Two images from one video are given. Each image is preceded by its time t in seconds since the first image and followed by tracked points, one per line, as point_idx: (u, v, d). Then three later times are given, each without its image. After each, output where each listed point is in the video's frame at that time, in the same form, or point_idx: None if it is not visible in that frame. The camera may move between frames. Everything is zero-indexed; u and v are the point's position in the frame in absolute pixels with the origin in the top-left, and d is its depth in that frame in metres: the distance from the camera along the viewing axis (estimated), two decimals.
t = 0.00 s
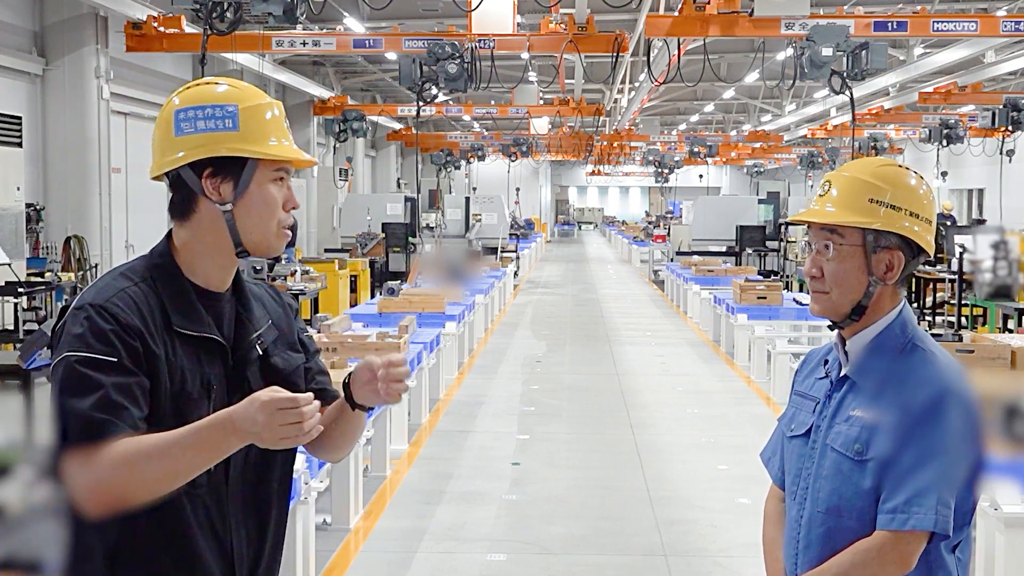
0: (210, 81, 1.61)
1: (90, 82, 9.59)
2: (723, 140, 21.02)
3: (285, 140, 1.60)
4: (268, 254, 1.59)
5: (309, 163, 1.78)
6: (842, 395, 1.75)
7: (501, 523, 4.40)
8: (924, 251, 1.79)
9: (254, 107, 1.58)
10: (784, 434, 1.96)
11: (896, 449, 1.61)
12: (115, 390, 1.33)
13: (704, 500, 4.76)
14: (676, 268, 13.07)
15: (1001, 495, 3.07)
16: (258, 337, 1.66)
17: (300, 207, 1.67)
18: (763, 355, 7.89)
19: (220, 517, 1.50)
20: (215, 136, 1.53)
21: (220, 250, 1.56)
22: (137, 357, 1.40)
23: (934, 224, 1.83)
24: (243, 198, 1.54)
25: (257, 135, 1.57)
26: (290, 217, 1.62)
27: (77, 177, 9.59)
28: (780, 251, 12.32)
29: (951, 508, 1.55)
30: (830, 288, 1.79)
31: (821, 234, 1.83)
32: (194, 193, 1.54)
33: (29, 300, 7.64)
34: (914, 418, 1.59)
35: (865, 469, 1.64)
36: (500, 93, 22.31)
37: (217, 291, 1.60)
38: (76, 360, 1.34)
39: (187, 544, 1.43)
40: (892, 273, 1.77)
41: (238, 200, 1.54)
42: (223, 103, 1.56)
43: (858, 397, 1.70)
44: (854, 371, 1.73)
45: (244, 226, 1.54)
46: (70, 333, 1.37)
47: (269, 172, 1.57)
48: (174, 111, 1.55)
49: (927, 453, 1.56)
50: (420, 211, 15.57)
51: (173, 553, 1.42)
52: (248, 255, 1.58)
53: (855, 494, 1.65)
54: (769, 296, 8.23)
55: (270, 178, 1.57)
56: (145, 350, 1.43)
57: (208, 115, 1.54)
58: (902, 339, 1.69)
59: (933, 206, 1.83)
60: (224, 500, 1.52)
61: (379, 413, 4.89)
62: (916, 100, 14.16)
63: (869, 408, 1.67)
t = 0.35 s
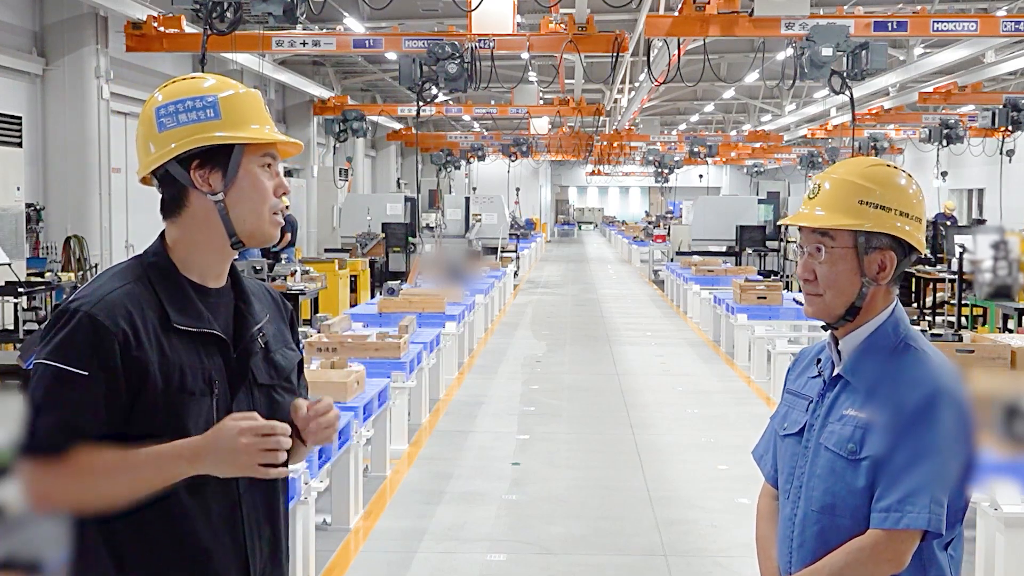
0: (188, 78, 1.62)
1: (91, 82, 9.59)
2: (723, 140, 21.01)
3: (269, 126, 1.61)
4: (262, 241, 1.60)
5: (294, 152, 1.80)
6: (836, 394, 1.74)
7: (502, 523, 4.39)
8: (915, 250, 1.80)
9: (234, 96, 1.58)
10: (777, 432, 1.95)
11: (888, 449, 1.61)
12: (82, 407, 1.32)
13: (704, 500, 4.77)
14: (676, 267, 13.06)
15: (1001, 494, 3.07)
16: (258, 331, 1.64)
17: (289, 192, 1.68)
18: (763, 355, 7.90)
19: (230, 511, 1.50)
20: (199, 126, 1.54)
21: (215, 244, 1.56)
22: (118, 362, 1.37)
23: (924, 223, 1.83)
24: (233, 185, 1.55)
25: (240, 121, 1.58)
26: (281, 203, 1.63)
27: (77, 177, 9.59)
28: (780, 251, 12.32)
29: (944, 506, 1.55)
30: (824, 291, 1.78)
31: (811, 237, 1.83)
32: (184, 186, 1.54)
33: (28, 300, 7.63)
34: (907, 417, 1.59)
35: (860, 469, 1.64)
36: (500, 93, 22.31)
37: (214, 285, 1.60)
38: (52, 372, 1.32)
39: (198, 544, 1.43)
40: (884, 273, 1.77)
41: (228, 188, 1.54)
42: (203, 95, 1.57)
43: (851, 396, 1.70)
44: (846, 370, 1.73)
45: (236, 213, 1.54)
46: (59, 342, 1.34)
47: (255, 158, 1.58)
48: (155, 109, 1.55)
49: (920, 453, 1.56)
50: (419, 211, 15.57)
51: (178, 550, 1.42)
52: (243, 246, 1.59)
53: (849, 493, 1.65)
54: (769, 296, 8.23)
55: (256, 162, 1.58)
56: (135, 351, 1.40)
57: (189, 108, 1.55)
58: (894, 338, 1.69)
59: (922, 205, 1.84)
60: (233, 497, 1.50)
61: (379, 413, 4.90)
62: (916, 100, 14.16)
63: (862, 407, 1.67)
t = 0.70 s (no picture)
0: (210, 80, 1.60)
1: (91, 82, 9.59)
2: (723, 140, 21.01)
3: (283, 139, 1.59)
4: (267, 254, 1.58)
5: (311, 161, 1.78)
6: (832, 394, 1.75)
7: (502, 523, 4.40)
8: (911, 250, 1.80)
9: (251, 106, 1.57)
10: (773, 432, 1.96)
11: (886, 448, 1.61)
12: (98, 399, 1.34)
13: (704, 500, 4.77)
14: (676, 267, 13.07)
15: (1001, 494, 3.07)
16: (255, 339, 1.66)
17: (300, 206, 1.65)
18: (763, 355, 7.90)
19: (219, 519, 1.50)
20: (211, 135, 1.52)
21: (218, 252, 1.56)
22: (124, 358, 1.40)
23: (920, 223, 1.83)
24: (241, 196, 1.53)
25: (254, 133, 1.56)
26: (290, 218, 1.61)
27: (77, 177, 9.59)
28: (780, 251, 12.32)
29: (942, 505, 1.55)
30: (820, 289, 1.79)
31: (809, 236, 1.83)
32: (192, 191, 1.54)
33: (28, 300, 7.63)
34: (905, 417, 1.59)
35: (858, 468, 1.64)
36: (500, 93, 22.31)
37: (217, 291, 1.60)
38: (59, 365, 1.34)
39: (190, 555, 1.43)
40: (880, 273, 1.77)
41: (236, 198, 1.53)
42: (221, 102, 1.56)
43: (848, 396, 1.70)
44: (844, 369, 1.73)
45: (241, 223, 1.53)
46: (62, 335, 1.37)
47: (266, 171, 1.56)
48: (172, 110, 1.55)
49: (919, 452, 1.56)
50: (419, 211, 15.57)
51: (164, 549, 1.41)
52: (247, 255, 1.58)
53: (847, 492, 1.65)
54: (769, 296, 8.23)
55: (267, 177, 1.56)
56: (137, 348, 1.42)
57: (206, 114, 1.54)
58: (891, 337, 1.69)
59: (918, 206, 1.83)
60: (223, 502, 1.52)
61: (379, 413, 4.90)
62: (916, 100, 14.16)
63: (859, 406, 1.67)
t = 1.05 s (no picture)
0: (186, 75, 1.65)
1: (91, 82, 9.59)
2: (723, 140, 21.01)
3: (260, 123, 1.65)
4: (253, 238, 1.62)
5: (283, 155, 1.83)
6: (833, 395, 1.75)
7: (502, 522, 4.40)
8: (913, 251, 1.79)
9: (227, 91, 1.62)
10: (772, 433, 1.95)
11: (888, 449, 1.61)
12: (103, 402, 1.33)
13: (705, 500, 4.77)
14: (677, 267, 13.06)
15: (1001, 495, 3.06)
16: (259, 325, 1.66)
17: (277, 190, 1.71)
18: (763, 355, 7.90)
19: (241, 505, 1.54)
20: (193, 115, 1.57)
21: (207, 235, 1.58)
22: (134, 356, 1.40)
23: (922, 224, 1.83)
24: (224, 176, 1.58)
25: (231, 113, 1.61)
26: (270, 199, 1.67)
27: (77, 176, 9.59)
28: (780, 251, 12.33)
29: (943, 506, 1.56)
30: (821, 289, 1.79)
31: (809, 235, 1.83)
32: (176, 174, 1.57)
33: (29, 300, 7.63)
34: (907, 417, 1.59)
35: (859, 469, 1.64)
36: (500, 93, 22.31)
37: (213, 282, 1.62)
38: (68, 368, 1.34)
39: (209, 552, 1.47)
40: (881, 273, 1.77)
41: (220, 178, 1.57)
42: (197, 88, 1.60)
43: (849, 396, 1.71)
44: (844, 370, 1.73)
45: (228, 203, 1.57)
46: (72, 335, 1.37)
47: (247, 152, 1.62)
48: (150, 100, 1.58)
49: (921, 452, 1.56)
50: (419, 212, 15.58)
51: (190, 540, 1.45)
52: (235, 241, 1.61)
53: (848, 493, 1.65)
54: (769, 296, 8.23)
55: (248, 157, 1.62)
56: (146, 344, 1.42)
57: (184, 98, 1.58)
58: (892, 338, 1.70)
59: (920, 207, 1.83)
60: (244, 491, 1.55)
61: (379, 413, 4.90)
62: (916, 100, 14.16)
63: (860, 407, 1.67)
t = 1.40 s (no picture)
0: (180, 79, 1.68)
1: (90, 82, 9.59)
2: (723, 140, 21.00)
3: (250, 126, 1.67)
4: (255, 233, 1.68)
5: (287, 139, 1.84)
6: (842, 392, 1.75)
7: (502, 522, 4.40)
8: (931, 251, 1.79)
9: (213, 97, 1.64)
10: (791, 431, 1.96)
11: (890, 446, 1.61)
12: (154, 395, 1.47)
13: (705, 500, 4.77)
14: (677, 267, 13.06)
15: (1001, 494, 3.07)
16: (264, 317, 1.75)
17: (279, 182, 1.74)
18: (763, 355, 7.91)
19: (267, 483, 1.67)
20: (182, 132, 1.60)
21: (211, 239, 1.64)
22: (179, 350, 1.52)
23: (942, 224, 1.82)
24: (217, 187, 1.62)
25: (218, 121, 1.63)
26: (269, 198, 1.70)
27: (77, 176, 9.59)
28: (780, 251, 12.32)
29: (945, 504, 1.55)
30: (833, 285, 1.80)
31: (827, 230, 1.84)
32: (173, 189, 1.63)
33: (29, 300, 7.63)
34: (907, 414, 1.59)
35: (862, 465, 1.65)
36: (500, 93, 22.30)
37: (219, 276, 1.70)
38: (123, 362, 1.47)
39: (244, 530, 1.61)
40: (895, 270, 1.78)
41: (212, 190, 1.62)
42: (184, 100, 1.63)
43: (856, 392, 1.71)
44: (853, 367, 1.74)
45: (223, 214, 1.62)
46: (120, 332, 1.48)
47: (237, 159, 1.64)
48: (142, 117, 1.63)
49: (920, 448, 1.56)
50: (419, 212, 15.58)
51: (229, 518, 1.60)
52: (238, 238, 1.67)
53: (852, 490, 1.66)
54: (769, 296, 8.23)
55: (239, 163, 1.64)
56: (192, 336, 1.55)
57: (172, 114, 1.62)
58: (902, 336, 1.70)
59: (941, 207, 1.83)
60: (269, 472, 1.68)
61: (379, 413, 4.90)
62: (916, 100, 14.15)
63: (865, 403, 1.68)
